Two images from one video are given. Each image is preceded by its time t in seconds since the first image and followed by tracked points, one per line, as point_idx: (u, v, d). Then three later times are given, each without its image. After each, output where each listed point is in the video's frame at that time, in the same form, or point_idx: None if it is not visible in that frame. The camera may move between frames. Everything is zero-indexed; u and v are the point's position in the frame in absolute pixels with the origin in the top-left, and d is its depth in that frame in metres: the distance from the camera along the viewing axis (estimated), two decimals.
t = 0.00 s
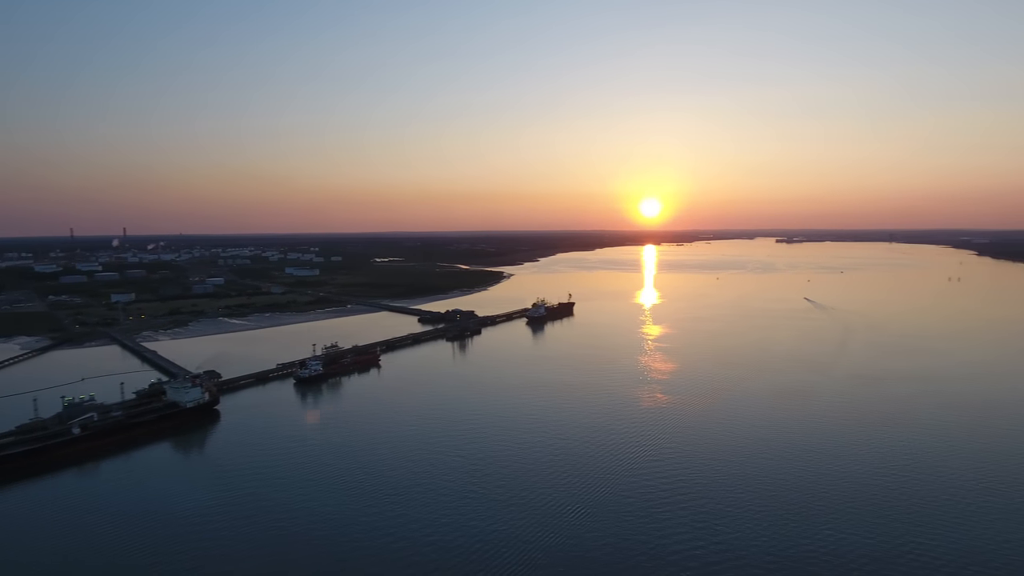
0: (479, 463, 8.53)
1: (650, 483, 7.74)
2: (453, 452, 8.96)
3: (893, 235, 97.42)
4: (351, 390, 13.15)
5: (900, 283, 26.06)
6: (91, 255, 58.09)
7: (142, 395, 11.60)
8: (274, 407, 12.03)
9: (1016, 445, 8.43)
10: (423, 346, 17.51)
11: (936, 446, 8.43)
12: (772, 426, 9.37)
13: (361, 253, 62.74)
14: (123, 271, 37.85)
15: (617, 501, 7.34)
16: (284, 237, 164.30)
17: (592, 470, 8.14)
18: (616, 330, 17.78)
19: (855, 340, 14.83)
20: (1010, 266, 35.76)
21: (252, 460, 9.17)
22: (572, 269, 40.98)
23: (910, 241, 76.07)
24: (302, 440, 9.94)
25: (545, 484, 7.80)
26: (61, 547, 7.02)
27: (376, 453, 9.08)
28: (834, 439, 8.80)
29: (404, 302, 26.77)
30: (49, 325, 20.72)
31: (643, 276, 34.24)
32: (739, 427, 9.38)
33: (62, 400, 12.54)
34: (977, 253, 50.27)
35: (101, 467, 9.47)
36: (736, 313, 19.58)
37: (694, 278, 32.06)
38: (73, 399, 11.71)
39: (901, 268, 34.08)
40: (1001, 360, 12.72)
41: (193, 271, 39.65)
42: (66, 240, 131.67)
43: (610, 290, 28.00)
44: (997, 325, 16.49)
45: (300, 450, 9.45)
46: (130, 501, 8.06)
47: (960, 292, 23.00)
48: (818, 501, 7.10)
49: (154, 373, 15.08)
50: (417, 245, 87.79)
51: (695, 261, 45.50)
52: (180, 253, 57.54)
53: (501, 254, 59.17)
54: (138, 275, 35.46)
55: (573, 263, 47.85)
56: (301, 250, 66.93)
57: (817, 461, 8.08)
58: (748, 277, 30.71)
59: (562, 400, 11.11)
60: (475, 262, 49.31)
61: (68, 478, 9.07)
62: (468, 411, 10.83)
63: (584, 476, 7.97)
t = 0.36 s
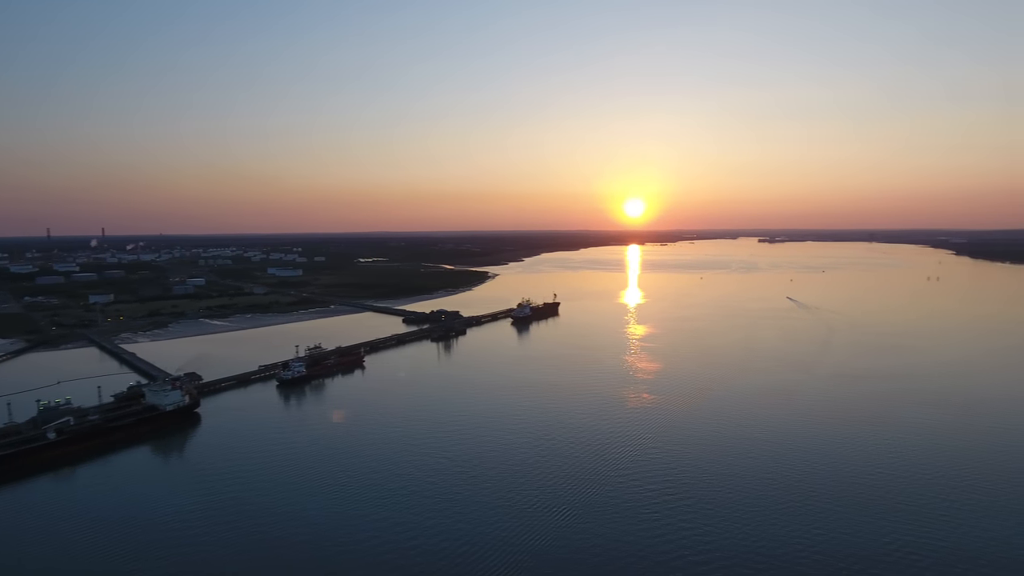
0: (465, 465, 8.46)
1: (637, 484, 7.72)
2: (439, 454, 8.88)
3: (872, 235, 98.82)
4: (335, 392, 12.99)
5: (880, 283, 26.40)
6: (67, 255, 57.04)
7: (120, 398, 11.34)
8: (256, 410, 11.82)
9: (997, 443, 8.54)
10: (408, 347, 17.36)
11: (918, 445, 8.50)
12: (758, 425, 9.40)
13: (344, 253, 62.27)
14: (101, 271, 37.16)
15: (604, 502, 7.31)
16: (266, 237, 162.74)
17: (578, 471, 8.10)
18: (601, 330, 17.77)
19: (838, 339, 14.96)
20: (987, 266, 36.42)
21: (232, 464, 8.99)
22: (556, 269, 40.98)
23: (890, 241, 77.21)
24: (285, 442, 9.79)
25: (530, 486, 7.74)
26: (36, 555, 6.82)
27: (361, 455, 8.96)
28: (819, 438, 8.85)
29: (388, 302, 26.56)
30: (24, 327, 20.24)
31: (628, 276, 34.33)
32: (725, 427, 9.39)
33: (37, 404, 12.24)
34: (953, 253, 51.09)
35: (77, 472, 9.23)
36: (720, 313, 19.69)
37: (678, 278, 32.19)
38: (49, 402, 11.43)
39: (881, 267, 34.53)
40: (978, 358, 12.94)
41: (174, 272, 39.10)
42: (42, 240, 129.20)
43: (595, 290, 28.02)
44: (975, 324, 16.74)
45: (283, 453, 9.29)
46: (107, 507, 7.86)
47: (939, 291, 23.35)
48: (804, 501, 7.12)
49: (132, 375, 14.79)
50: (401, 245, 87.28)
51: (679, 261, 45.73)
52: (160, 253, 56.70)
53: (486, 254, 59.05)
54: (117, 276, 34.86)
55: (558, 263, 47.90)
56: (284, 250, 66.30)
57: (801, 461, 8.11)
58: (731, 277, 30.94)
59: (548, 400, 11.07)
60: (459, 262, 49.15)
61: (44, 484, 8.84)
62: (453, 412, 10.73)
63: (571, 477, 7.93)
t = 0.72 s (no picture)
0: (450, 467, 8.39)
1: (623, 484, 7.72)
2: (423, 455, 8.80)
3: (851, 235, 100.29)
4: (317, 394, 12.83)
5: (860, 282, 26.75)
6: (40, 255, 55.79)
7: (96, 402, 11.08)
8: (237, 412, 11.63)
9: (976, 441, 8.65)
10: (391, 348, 17.23)
11: (900, 444, 8.58)
12: (741, 424, 9.45)
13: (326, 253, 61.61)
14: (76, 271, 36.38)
15: (590, 502, 7.30)
16: (247, 237, 160.80)
17: (564, 472, 8.06)
18: (585, 330, 17.78)
19: (819, 338, 15.11)
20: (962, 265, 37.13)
21: (212, 469, 8.81)
22: (540, 269, 40.97)
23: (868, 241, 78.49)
24: (266, 445, 9.64)
25: (516, 488, 7.68)
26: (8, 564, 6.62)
27: (344, 458, 8.85)
28: (802, 436, 8.92)
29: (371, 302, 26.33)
30: None
31: (611, 275, 34.42)
32: (709, 427, 9.43)
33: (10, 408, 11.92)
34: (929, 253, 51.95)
35: (51, 478, 8.99)
36: (703, 312, 19.80)
37: (661, 277, 32.34)
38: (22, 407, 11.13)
39: (860, 266, 35.02)
40: (955, 356, 13.15)
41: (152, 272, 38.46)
42: (16, 239, 126.57)
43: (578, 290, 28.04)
44: (952, 323, 17.01)
45: (264, 456, 9.16)
46: (82, 515, 7.64)
47: (916, 290, 23.73)
48: (789, 501, 7.13)
49: (108, 379, 14.46)
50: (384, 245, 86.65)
51: (662, 260, 45.94)
52: (138, 254, 55.69)
53: (470, 254, 58.88)
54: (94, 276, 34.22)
55: (542, 262, 47.91)
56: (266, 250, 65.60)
57: (785, 460, 8.14)
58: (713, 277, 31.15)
59: (532, 401, 11.03)
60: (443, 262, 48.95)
61: (17, 490, 8.60)
62: (437, 414, 10.64)
63: (556, 478, 7.90)
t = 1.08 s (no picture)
0: (434, 468, 8.32)
1: (607, 484, 7.73)
2: (407, 457, 8.73)
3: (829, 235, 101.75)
4: (298, 396, 12.66)
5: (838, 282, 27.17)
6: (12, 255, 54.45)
7: (70, 406, 10.80)
8: (216, 415, 11.43)
9: (954, 438, 8.78)
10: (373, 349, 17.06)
11: (881, 442, 8.68)
12: (724, 424, 9.50)
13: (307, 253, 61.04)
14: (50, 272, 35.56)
15: (575, 503, 7.29)
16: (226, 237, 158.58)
17: (549, 473, 8.05)
18: (569, 330, 17.79)
19: (799, 337, 15.27)
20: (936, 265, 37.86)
21: (191, 473, 8.63)
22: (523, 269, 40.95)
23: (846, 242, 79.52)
24: (246, 448, 9.48)
25: (501, 489, 7.65)
26: None
27: (326, 460, 8.74)
28: (784, 435, 9.00)
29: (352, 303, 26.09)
30: None
31: (594, 275, 34.50)
32: (693, 426, 9.47)
33: None
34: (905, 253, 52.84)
35: (23, 484, 8.75)
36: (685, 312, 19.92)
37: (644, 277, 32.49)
38: None
39: (838, 266, 35.52)
40: (933, 354, 13.37)
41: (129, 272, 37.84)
42: None
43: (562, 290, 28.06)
44: (928, 321, 17.30)
45: (244, 459, 9.00)
46: (56, 521, 7.45)
47: (893, 289, 24.13)
48: (773, 500, 7.18)
49: (83, 381, 14.14)
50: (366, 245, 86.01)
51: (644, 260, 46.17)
52: (114, 253, 54.61)
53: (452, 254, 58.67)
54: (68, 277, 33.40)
55: (525, 262, 47.89)
56: (246, 250, 64.75)
57: (768, 459, 8.21)
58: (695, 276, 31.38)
59: (517, 401, 10.98)
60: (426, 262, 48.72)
61: None
62: (421, 415, 10.55)
63: (540, 479, 7.88)
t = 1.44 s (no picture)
0: (417, 471, 8.26)
1: (592, 485, 7.74)
2: (389, 460, 8.64)
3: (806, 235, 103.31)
4: (277, 398, 12.47)
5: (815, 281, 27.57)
6: None
7: (41, 411, 10.51)
8: (193, 418, 11.22)
9: (929, 435, 8.96)
10: (353, 350, 16.88)
11: (858, 440, 8.82)
12: (705, 424, 9.56)
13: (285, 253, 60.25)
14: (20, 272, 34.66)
15: (559, 504, 7.30)
16: (203, 236, 156.25)
17: (533, 474, 8.03)
18: (551, 330, 17.79)
19: (778, 336, 15.44)
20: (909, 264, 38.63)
21: (168, 478, 8.46)
22: (505, 268, 40.88)
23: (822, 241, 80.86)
24: (223, 452, 9.32)
25: (485, 491, 7.62)
26: None
27: (306, 464, 8.62)
28: (764, 433, 9.10)
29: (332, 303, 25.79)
30: None
31: (576, 275, 34.58)
32: (674, 426, 9.52)
33: None
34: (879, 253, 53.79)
35: None
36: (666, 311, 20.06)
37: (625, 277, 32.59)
38: None
39: (815, 265, 36.04)
40: (908, 353, 13.61)
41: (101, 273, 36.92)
42: None
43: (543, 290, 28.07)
44: (902, 319, 17.62)
45: (223, 464, 8.84)
46: (28, 530, 7.24)
47: (869, 288, 24.56)
48: (755, 499, 7.25)
49: (55, 385, 13.78)
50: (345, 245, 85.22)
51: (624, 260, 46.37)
52: (86, 254, 53.50)
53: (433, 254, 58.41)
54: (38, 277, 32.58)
55: (506, 262, 47.84)
56: (222, 250, 63.69)
57: (749, 458, 8.30)
58: (675, 275, 31.60)
59: (499, 402, 10.95)
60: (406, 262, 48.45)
61: None
62: (402, 417, 10.45)
63: (524, 480, 7.88)
